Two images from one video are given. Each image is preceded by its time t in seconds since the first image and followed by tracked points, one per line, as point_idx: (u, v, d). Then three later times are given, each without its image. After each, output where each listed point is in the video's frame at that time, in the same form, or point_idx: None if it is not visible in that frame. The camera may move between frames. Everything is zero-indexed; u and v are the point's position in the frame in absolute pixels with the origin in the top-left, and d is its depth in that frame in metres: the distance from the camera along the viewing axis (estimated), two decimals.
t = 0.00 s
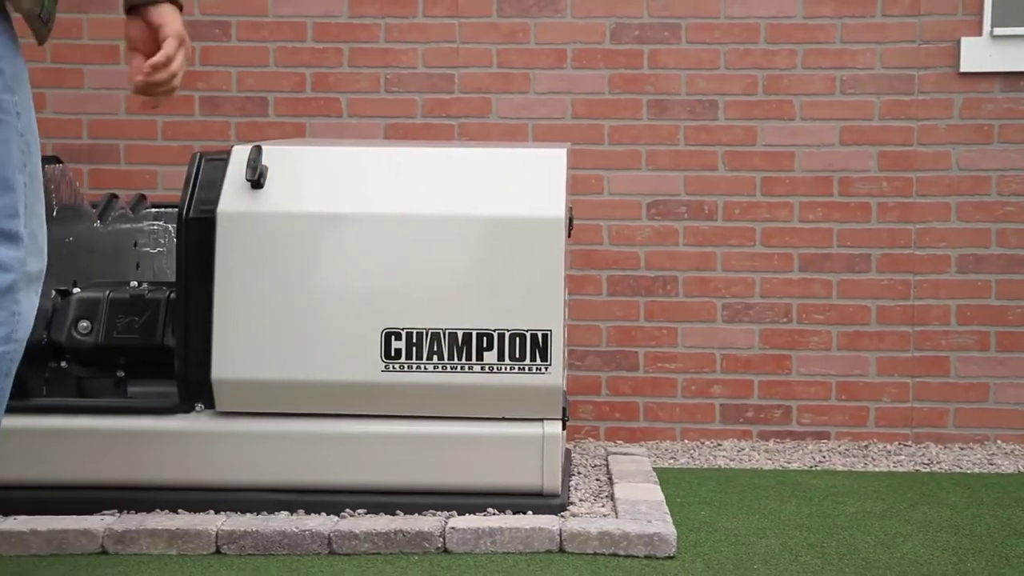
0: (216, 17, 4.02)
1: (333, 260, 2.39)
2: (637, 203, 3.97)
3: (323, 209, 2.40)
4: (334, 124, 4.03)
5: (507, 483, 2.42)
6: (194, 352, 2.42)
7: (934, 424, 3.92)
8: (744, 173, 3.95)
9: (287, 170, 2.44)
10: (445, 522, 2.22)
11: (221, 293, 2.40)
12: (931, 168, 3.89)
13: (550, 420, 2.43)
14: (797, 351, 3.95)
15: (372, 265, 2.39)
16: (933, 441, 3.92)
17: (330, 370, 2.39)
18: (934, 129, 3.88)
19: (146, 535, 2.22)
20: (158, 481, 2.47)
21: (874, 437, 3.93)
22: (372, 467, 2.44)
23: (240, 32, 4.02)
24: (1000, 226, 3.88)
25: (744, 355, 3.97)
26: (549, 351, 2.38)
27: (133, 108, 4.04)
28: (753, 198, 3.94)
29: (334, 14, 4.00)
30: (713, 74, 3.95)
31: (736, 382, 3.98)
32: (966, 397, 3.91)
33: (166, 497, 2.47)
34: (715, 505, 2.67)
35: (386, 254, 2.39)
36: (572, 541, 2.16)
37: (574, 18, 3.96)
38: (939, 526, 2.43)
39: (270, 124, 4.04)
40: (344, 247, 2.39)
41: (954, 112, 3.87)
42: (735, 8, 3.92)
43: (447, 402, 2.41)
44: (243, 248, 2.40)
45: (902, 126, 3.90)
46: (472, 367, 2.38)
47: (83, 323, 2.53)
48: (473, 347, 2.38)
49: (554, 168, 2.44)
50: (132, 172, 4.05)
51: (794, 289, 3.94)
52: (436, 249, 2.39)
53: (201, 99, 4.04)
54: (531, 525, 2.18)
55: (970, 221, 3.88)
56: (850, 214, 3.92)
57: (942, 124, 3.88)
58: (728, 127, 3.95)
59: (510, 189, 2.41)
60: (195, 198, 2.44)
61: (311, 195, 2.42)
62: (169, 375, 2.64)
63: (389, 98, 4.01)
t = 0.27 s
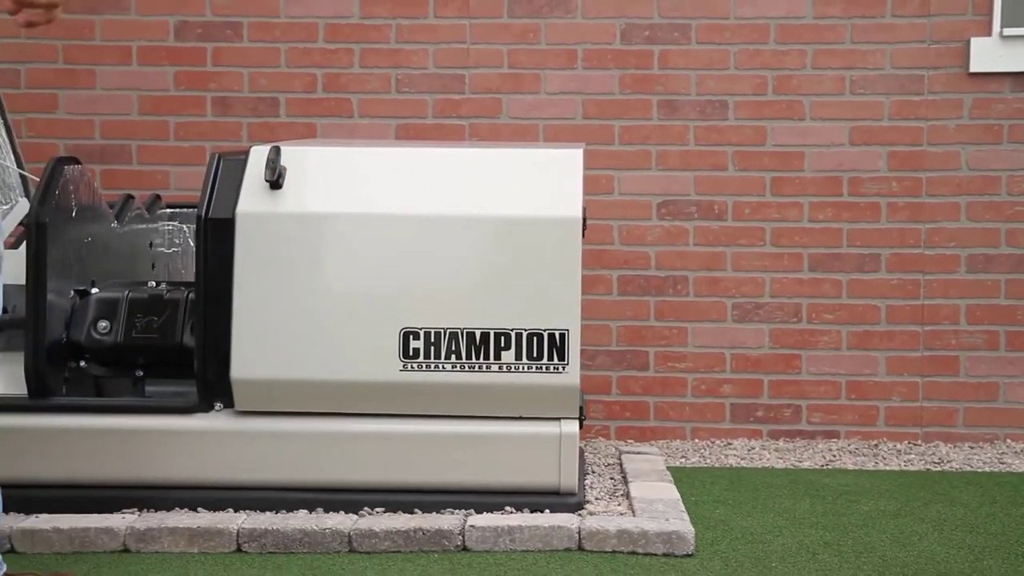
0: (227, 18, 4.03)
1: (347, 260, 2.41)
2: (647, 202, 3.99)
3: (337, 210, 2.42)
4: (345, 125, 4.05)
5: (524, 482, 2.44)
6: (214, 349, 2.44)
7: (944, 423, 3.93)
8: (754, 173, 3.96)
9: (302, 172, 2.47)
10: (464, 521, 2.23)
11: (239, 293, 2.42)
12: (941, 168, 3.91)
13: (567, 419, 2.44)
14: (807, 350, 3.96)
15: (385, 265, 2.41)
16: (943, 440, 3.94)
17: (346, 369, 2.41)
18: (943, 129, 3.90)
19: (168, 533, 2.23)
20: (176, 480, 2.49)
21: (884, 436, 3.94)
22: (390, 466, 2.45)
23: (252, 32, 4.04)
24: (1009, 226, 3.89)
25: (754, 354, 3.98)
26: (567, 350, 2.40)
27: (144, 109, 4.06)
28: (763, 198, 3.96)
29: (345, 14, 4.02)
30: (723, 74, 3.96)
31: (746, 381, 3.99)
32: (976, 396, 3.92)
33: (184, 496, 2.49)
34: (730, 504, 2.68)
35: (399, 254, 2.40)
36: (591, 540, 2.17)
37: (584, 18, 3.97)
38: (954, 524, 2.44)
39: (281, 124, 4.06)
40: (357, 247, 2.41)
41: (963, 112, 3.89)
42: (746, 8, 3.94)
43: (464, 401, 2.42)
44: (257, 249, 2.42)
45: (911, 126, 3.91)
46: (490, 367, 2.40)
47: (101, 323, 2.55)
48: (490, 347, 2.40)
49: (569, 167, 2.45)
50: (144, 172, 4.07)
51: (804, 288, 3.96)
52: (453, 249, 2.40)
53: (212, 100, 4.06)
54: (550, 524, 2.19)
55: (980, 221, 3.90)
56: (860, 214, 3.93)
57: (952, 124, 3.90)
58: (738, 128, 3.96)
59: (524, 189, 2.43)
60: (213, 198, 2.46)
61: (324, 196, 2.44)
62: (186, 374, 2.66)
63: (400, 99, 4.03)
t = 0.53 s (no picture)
0: (242, 19, 4.06)
1: (368, 260, 2.43)
2: (661, 203, 4.00)
3: (358, 209, 2.44)
4: (360, 126, 4.07)
5: (546, 481, 2.46)
6: (238, 349, 2.46)
7: (956, 422, 3.95)
8: (767, 174, 3.98)
9: (323, 172, 2.50)
10: (488, 519, 2.25)
11: (263, 294, 2.44)
12: (953, 168, 3.92)
13: (588, 418, 2.46)
14: (820, 349, 3.98)
15: (406, 265, 2.43)
16: (955, 439, 3.96)
17: (367, 368, 2.43)
18: (956, 130, 3.92)
19: (195, 531, 2.26)
20: (200, 479, 2.50)
21: (896, 436, 3.96)
22: (412, 465, 2.47)
23: (267, 34, 4.06)
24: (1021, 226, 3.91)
25: (767, 354, 4.00)
26: (588, 350, 2.42)
27: (160, 110, 4.08)
28: (776, 199, 3.98)
29: (360, 16, 4.04)
30: (736, 75, 3.98)
31: (758, 381, 4.01)
32: (988, 395, 3.94)
33: (209, 495, 2.50)
34: (749, 502, 2.70)
35: (419, 253, 2.43)
36: (614, 538, 2.20)
37: (598, 20, 3.99)
38: (971, 523, 2.46)
39: (296, 125, 4.08)
40: (377, 248, 2.43)
41: (976, 112, 3.90)
42: (759, 10, 3.95)
43: (486, 400, 2.44)
44: (279, 249, 2.44)
45: (924, 127, 3.93)
46: (512, 366, 2.42)
47: (126, 323, 2.57)
48: (512, 346, 2.42)
49: (589, 169, 2.47)
50: (160, 173, 4.09)
51: (817, 288, 3.97)
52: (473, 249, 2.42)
53: (227, 101, 4.08)
54: (574, 522, 2.21)
55: (992, 221, 3.92)
56: (873, 215, 3.95)
57: (964, 124, 3.91)
58: (751, 128, 3.98)
59: (543, 189, 2.45)
60: (237, 199, 2.48)
61: (345, 198, 2.46)
62: (209, 374, 2.68)
63: (414, 100, 4.05)
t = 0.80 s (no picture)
0: (253, 19, 4.07)
1: (383, 260, 2.45)
2: (671, 202, 4.02)
3: (374, 209, 2.45)
4: (371, 125, 4.08)
5: (562, 479, 2.48)
6: (256, 347, 2.48)
7: (965, 421, 3.96)
8: (777, 173, 3.99)
9: (338, 172, 2.52)
10: (506, 517, 2.27)
11: (280, 294, 2.45)
12: (962, 168, 3.94)
13: (604, 417, 2.48)
14: (829, 348, 3.99)
15: (422, 264, 2.44)
16: (964, 438, 3.97)
17: (384, 366, 2.44)
18: (965, 129, 3.93)
19: (215, 528, 2.27)
20: (218, 476, 2.51)
21: (906, 435, 3.97)
22: (429, 462, 2.49)
23: (278, 34, 4.07)
24: None
25: (776, 352, 4.01)
26: (604, 348, 2.43)
27: (171, 109, 4.09)
28: (786, 198, 3.99)
29: (371, 16, 4.05)
30: (746, 74, 3.99)
31: (768, 379, 4.03)
32: (997, 394, 3.95)
33: (227, 492, 2.51)
34: (762, 500, 2.72)
35: (434, 252, 2.44)
36: (632, 535, 2.21)
37: (608, 19, 4.00)
38: (985, 521, 2.47)
39: (307, 124, 4.09)
40: (393, 247, 2.44)
41: (985, 112, 3.92)
42: (769, 10, 3.97)
43: (503, 399, 2.46)
44: (294, 248, 2.45)
45: (933, 126, 3.94)
46: (529, 364, 2.43)
47: (144, 322, 2.59)
48: (529, 345, 2.43)
49: (604, 168, 2.49)
50: (172, 172, 4.10)
51: (826, 287, 3.99)
52: (490, 249, 2.43)
53: (239, 101, 4.10)
54: (591, 519, 2.23)
55: (1001, 220, 3.93)
56: (882, 214, 3.96)
57: (973, 124, 3.92)
58: (761, 128, 3.99)
59: (558, 189, 2.47)
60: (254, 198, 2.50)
61: (361, 197, 2.47)
62: (226, 373, 2.69)
63: (425, 99, 4.06)
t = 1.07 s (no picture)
0: (262, 21, 4.08)
1: (397, 260, 2.46)
2: (678, 203, 4.03)
3: (386, 210, 2.47)
4: (380, 127, 4.10)
5: (575, 479, 2.49)
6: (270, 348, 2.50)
7: (972, 421, 3.97)
8: (784, 174, 4.00)
9: (351, 173, 2.53)
10: (521, 517, 2.28)
11: (294, 294, 2.47)
12: (969, 169, 3.95)
13: (617, 417, 2.49)
14: (837, 349, 4.00)
15: (436, 265, 2.46)
16: (972, 438, 3.98)
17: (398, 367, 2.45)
18: (972, 131, 3.94)
19: (231, 528, 2.28)
20: (231, 476, 2.53)
21: (913, 435, 3.99)
22: (442, 462, 2.50)
23: (287, 36, 4.09)
24: None
25: (784, 353, 4.02)
26: (617, 349, 2.44)
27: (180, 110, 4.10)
28: (794, 199, 4.00)
29: (379, 18, 4.06)
30: (754, 76, 4.00)
31: (776, 380, 4.04)
32: (1004, 394, 3.97)
33: (240, 492, 2.53)
34: (773, 500, 2.73)
35: (448, 252, 2.45)
36: (645, 535, 2.22)
37: (616, 21, 4.02)
38: (997, 521, 2.48)
39: (316, 125, 4.11)
40: (407, 247, 2.46)
41: (992, 113, 3.93)
42: (776, 12, 3.98)
43: (516, 399, 2.47)
44: (307, 249, 2.47)
45: (940, 127, 3.95)
46: (542, 365, 2.44)
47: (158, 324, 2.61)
48: (542, 346, 2.44)
49: (616, 170, 2.51)
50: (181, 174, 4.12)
51: (834, 288, 4.00)
52: (504, 249, 2.45)
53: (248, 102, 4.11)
54: (606, 520, 2.24)
55: (1008, 221, 3.94)
56: (890, 215, 3.97)
57: (981, 125, 3.93)
58: (769, 129, 4.00)
59: (570, 190, 2.48)
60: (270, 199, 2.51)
61: (375, 198, 2.49)
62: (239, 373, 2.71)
63: (434, 101, 4.08)
